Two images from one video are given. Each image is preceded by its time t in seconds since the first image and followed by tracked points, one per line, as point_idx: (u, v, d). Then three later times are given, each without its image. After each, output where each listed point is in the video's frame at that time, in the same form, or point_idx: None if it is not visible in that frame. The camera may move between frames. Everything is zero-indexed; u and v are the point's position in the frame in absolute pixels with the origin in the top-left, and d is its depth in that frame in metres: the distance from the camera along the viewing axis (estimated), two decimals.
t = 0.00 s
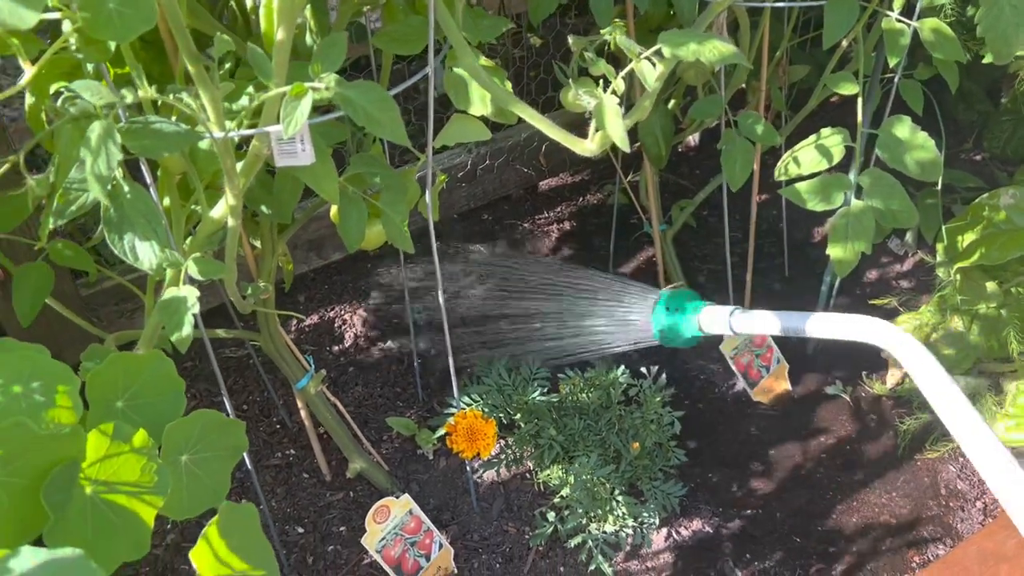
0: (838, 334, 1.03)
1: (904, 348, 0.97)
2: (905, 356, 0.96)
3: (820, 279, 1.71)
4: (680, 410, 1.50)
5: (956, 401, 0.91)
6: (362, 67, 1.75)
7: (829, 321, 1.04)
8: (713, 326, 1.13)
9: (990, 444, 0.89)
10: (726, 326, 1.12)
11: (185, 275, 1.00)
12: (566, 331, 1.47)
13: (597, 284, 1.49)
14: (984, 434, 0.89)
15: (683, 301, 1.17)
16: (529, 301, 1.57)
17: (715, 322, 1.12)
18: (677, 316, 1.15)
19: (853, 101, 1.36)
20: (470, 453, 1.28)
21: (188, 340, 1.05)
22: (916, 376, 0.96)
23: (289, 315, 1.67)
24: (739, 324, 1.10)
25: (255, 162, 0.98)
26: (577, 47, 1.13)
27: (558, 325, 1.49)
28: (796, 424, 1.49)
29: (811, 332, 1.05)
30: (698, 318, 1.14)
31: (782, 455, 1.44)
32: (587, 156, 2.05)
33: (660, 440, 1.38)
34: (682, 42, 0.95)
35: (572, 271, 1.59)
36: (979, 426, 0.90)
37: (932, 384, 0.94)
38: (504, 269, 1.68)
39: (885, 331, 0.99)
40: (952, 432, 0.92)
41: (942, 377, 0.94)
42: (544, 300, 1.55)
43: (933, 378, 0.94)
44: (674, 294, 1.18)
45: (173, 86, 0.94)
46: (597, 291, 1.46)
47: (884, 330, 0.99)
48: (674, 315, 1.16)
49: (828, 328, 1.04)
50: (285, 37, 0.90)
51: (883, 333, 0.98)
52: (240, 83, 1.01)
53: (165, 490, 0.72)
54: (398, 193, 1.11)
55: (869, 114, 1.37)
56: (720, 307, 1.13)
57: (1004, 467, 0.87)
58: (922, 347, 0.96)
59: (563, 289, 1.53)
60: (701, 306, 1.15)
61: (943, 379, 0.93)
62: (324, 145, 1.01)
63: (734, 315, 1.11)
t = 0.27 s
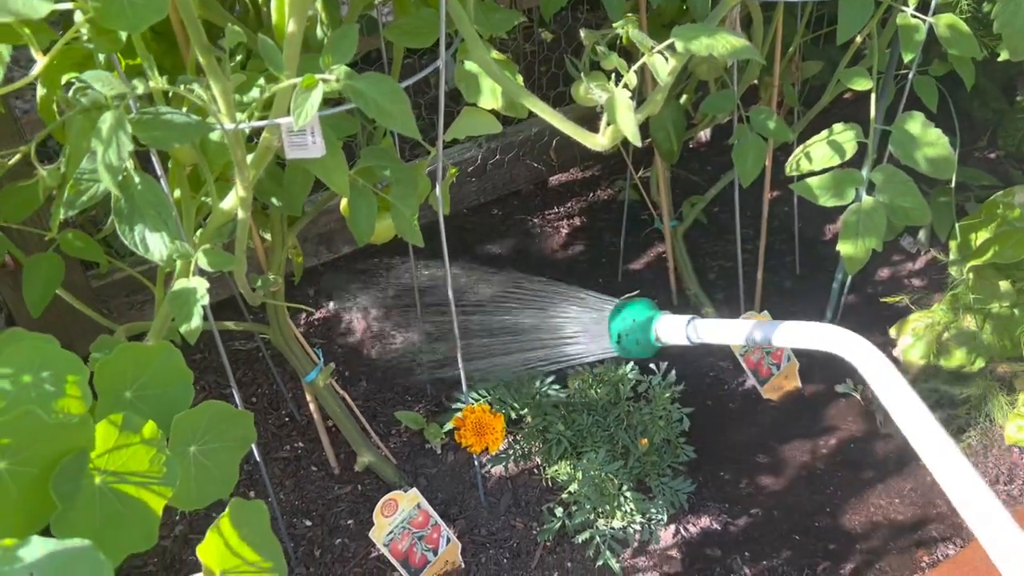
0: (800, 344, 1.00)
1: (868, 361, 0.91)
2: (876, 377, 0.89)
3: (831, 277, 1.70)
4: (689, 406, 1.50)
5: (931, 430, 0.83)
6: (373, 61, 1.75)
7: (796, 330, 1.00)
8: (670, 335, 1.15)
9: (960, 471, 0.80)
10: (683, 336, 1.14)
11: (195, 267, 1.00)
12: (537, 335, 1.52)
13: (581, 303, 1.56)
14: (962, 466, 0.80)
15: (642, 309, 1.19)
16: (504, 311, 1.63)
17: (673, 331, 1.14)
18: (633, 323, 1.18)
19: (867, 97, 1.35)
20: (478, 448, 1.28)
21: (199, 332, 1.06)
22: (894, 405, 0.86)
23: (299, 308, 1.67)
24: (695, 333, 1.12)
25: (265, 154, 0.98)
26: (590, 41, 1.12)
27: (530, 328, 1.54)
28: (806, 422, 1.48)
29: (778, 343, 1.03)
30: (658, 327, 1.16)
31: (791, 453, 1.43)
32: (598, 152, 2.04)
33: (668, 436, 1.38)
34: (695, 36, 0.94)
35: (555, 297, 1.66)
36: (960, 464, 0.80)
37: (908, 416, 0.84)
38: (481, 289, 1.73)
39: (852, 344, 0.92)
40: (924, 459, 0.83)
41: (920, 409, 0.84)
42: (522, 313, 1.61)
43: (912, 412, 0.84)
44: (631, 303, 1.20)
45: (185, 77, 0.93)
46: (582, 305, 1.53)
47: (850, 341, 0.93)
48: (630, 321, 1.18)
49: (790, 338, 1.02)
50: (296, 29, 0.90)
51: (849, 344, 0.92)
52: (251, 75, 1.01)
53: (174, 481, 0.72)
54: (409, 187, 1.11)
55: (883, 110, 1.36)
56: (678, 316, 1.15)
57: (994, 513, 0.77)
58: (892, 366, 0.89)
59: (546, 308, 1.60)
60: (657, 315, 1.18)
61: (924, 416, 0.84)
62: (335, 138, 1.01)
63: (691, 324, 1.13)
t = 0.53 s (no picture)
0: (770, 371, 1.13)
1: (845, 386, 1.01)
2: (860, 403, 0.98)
3: (842, 278, 1.69)
4: (698, 406, 1.50)
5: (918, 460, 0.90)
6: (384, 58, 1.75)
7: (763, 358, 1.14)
8: (655, 364, 1.23)
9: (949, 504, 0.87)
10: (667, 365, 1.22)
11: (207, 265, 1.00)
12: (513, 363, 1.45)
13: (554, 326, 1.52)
14: (946, 499, 0.87)
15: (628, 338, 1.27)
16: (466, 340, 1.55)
17: (658, 361, 1.23)
18: (616, 353, 1.25)
19: (881, 97, 1.34)
20: (487, 447, 1.27)
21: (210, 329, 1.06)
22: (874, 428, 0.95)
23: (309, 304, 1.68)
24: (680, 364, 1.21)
25: (277, 153, 0.98)
26: (603, 41, 1.12)
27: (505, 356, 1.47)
28: (816, 424, 1.48)
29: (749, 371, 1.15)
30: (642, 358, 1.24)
31: (800, 455, 1.43)
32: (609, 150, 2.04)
33: (677, 437, 1.40)
34: (710, 37, 0.94)
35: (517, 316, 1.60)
36: (950, 500, 0.87)
37: (899, 449, 0.92)
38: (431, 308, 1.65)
39: (832, 371, 1.04)
40: (906, 485, 0.91)
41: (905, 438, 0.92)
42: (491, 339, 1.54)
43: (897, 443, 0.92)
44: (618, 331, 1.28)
45: (197, 76, 0.93)
46: (557, 328, 1.49)
47: (822, 365, 1.05)
48: (613, 354, 1.25)
49: (765, 369, 1.13)
50: (309, 28, 0.89)
51: (835, 375, 1.03)
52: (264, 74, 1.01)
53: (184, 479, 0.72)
54: (419, 186, 1.11)
55: (897, 111, 1.35)
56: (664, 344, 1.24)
57: (988, 553, 0.83)
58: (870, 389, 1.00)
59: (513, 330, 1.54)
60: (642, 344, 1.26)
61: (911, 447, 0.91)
62: (347, 137, 1.00)
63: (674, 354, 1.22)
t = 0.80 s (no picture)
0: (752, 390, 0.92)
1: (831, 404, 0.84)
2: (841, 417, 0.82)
3: (850, 276, 1.68)
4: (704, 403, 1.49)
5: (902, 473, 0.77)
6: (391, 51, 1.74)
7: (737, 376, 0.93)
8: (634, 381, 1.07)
9: (932, 518, 0.75)
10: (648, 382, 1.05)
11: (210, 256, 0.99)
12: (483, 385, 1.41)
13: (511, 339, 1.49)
14: (924, 501, 0.76)
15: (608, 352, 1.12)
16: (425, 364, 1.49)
17: (638, 377, 1.06)
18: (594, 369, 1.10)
19: (891, 92, 1.32)
20: (490, 442, 1.27)
21: (214, 321, 1.05)
22: (857, 440, 0.81)
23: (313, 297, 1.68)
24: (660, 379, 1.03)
25: (281, 145, 0.98)
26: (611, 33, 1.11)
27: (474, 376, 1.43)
28: (822, 422, 1.46)
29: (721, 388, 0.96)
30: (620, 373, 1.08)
31: (806, 453, 1.42)
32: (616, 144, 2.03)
33: (682, 434, 1.39)
34: (718, 29, 0.93)
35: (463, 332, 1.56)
36: (936, 514, 0.75)
37: (876, 458, 0.79)
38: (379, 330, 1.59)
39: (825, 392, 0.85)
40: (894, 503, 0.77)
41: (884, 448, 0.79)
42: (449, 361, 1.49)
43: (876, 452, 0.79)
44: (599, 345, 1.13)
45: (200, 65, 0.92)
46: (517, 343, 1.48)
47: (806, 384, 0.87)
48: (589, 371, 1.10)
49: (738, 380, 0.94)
50: (314, 18, 0.88)
51: (818, 392, 0.85)
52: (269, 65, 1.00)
53: (184, 471, 0.72)
54: (424, 179, 1.10)
55: (907, 107, 1.33)
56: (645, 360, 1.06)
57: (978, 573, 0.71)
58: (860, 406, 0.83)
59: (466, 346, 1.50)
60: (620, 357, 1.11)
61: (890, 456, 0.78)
62: (351, 129, 0.99)
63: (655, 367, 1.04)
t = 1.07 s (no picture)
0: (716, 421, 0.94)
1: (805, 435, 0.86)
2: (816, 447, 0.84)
3: (860, 272, 1.67)
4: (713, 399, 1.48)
5: (878, 505, 0.79)
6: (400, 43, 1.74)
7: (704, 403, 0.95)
8: (603, 416, 1.07)
9: (908, 549, 0.77)
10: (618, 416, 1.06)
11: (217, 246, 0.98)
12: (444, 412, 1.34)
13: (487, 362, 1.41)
14: (896, 530, 0.78)
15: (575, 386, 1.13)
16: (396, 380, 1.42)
17: (607, 412, 1.07)
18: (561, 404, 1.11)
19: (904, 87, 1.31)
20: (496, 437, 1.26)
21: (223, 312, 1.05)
22: (833, 472, 0.83)
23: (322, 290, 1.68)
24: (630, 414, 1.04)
25: (291, 135, 0.97)
26: (622, 25, 1.10)
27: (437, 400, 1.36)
28: (832, 418, 1.46)
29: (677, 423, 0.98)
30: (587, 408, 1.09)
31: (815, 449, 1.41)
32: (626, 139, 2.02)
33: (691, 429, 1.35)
34: (731, 21, 0.92)
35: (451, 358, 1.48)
36: (909, 540, 0.77)
37: (852, 489, 0.81)
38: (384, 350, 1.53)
39: (800, 424, 0.87)
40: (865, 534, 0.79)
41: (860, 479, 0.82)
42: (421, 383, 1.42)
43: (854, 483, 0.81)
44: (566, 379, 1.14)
45: (210, 55, 0.92)
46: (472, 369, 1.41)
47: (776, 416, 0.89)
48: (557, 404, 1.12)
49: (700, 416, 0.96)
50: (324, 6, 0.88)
51: (789, 424, 0.87)
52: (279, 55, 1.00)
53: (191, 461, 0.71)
54: (433, 171, 1.10)
55: (920, 101, 1.32)
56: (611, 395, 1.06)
57: None
58: (834, 438, 0.85)
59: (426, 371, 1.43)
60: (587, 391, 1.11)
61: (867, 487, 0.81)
62: (360, 120, 0.99)
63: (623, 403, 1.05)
